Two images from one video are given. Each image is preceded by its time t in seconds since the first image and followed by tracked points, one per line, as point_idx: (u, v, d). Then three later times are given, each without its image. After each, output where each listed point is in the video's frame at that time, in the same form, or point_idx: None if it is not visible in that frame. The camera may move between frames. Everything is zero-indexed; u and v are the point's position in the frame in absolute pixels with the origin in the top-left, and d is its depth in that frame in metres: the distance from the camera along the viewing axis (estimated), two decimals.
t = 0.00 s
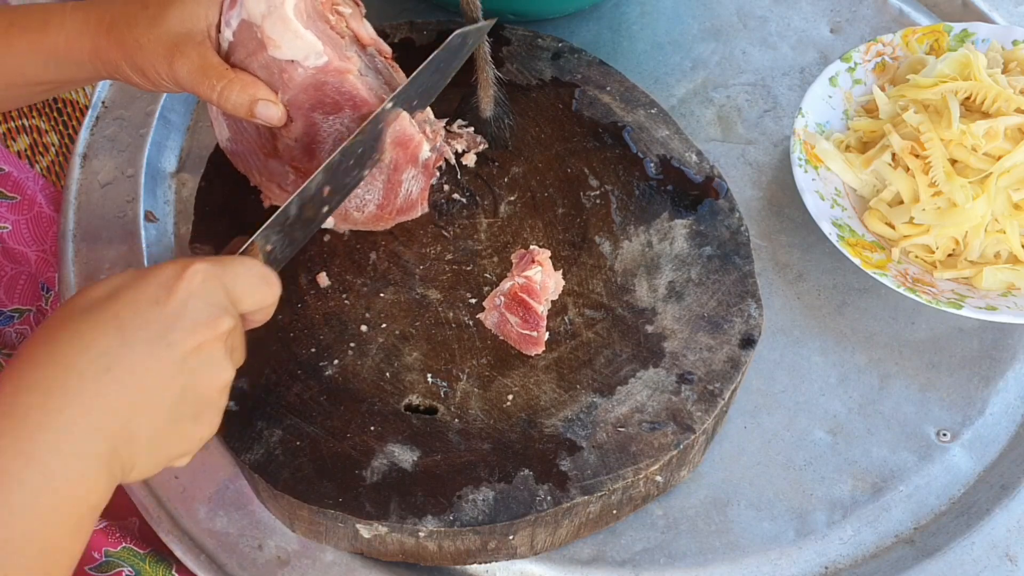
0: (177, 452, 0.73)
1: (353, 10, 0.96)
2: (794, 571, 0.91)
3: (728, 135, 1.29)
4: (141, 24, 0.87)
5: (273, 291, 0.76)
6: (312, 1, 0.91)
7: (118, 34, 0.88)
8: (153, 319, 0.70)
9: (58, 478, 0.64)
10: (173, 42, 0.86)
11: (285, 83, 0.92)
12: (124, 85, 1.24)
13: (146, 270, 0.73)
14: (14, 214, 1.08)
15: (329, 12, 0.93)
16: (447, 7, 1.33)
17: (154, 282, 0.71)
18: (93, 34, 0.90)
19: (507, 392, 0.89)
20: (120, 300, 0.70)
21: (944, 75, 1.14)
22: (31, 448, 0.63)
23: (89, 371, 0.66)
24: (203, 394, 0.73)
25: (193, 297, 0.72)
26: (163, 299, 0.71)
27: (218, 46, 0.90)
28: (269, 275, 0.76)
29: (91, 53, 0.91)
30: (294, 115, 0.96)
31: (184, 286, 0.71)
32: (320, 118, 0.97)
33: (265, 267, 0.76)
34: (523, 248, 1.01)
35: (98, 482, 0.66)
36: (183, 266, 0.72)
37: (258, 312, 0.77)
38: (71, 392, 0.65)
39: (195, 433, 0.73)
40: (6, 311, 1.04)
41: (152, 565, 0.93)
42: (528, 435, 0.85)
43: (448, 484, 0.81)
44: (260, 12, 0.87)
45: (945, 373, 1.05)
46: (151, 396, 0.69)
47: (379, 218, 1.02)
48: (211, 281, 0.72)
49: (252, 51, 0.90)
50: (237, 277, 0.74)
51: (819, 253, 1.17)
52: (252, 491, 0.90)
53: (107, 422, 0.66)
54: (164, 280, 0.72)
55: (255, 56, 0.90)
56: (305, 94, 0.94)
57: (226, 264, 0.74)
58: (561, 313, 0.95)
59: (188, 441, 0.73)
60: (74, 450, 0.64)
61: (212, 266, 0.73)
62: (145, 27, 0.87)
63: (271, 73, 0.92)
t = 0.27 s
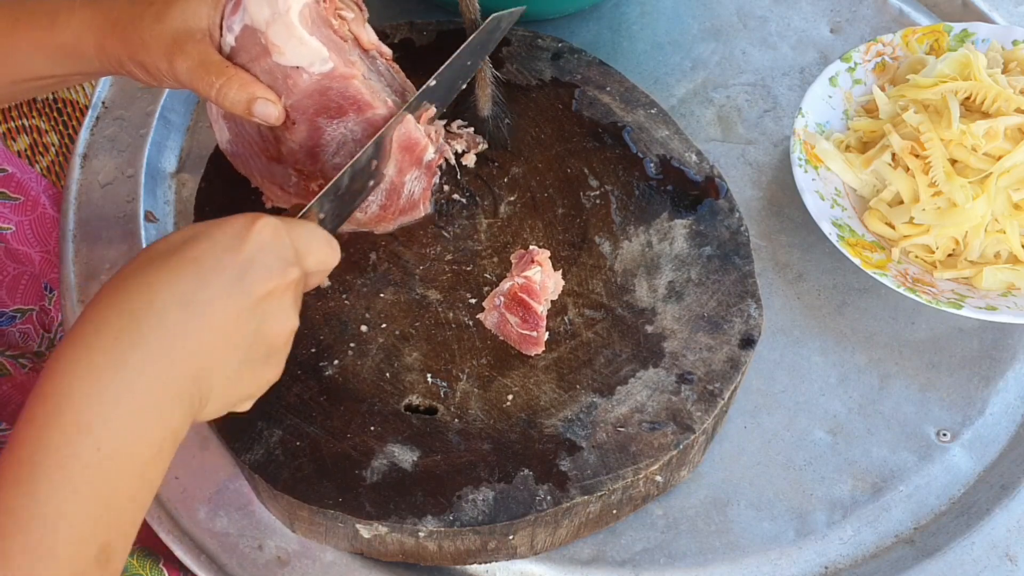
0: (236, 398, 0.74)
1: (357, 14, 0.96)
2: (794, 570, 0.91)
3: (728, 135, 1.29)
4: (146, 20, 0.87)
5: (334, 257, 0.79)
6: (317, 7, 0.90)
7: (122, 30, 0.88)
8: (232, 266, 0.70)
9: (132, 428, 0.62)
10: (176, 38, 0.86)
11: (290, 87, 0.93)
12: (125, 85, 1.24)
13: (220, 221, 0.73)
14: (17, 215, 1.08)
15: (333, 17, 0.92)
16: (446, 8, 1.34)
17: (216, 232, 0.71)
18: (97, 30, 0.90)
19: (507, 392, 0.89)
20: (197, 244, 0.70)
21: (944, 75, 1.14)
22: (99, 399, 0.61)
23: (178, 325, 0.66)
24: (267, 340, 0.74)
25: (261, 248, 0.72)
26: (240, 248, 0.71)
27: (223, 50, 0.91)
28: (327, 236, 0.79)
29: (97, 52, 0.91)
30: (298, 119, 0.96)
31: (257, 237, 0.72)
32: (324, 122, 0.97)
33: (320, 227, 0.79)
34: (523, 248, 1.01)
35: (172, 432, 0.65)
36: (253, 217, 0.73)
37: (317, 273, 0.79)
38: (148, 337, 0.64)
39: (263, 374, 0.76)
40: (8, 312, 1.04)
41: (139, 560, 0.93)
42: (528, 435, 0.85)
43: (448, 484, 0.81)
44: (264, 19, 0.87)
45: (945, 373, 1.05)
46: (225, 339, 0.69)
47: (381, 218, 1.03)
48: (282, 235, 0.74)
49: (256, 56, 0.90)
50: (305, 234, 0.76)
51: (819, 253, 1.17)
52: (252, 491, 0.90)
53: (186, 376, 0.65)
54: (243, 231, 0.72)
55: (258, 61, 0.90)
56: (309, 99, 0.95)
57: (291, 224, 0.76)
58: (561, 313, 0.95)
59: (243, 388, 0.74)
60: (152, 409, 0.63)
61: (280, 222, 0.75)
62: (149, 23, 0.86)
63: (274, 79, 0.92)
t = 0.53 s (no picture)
0: (99, 525, 0.69)
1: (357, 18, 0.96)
2: (794, 571, 0.91)
3: (728, 135, 1.29)
4: (150, 25, 0.87)
5: (221, 369, 0.76)
6: (318, 9, 0.90)
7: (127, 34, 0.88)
8: (99, 382, 0.67)
9: None
10: (179, 42, 0.86)
11: (286, 87, 0.92)
12: (125, 85, 1.24)
13: (98, 330, 0.71)
14: (15, 213, 1.07)
15: (333, 19, 0.93)
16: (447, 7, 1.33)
17: (89, 344, 0.69)
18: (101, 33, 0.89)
19: (507, 392, 0.89)
20: (70, 356, 0.67)
21: (944, 75, 1.14)
22: None
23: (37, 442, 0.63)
24: (139, 464, 0.70)
25: (139, 369, 0.69)
26: (112, 364, 0.68)
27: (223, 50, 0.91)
28: (211, 346, 0.76)
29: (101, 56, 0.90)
30: (295, 119, 0.96)
31: (131, 355, 0.69)
32: (321, 123, 0.97)
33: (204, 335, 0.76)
34: (523, 248, 1.01)
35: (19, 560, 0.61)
36: (133, 332, 0.71)
37: (202, 389, 0.76)
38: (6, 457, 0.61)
39: (127, 505, 0.70)
40: (7, 311, 1.03)
41: (140, 562, 0.93)
42: (528, 435, 0.85)
43: (449, 484, 0.81)
44: (265, 17, 0.87)
45: (945, 373, 1.05)
46: (84, 464, 0.65)
47: (375, 220, 1.03)
48: (163, 346, 0.72)
49: (255, 53, 0.90)
50: (188, 345, 0.73)
51: (819, 253, 1.17)
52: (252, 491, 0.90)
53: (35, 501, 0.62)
54: (118, 344, 0.70)
55: (258, 58, 0.90)
56: (306, 99, 0.94)
57: (177, 332, 0.73)
58: (561, 313, 0.95)
59: (109, 512, 0.69)
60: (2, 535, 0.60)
61: (162, 332, 0.72)
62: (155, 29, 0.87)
63: (272, 77, 0.92)
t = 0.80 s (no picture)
0: (141, 506, 0.69)
1: (376, 15, 0.96)
2: (794, 570, 0.91)
3: (728, 135, 1.29)
4: (162, 15, 0.86)
5: (249, 355, 0.77)
6: (337, 7, 0.91)
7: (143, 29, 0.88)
8: (137, 360, 0.68)
9: (21, 525, 0.59)
10: (189, 31, 0.85)
11: (304, 85, 0.93)
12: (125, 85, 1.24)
13: (131, 312, 0.72)
14: (17, 209, 1.08)
15: (352, 17, 0.93)
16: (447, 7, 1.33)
17: (124, 325, 0.69)
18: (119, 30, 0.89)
19: (507, 392, 0.89)
20: (106, 335, 0.68)
21: (944, 75, 1.14)
22: None
23: (80, 418, 0.63)
24: (177, 446, 0.71)
25: (173, 351, 0.70)
26: (149, 344, 0.69)
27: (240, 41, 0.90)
28: (238, 333, 0.77)
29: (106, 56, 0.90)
30: (309, 117, 0.96)
31: (165, 336, 0.70)
32: (334, 121, 0.97)
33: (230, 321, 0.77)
34: (523, 248, 1.01)
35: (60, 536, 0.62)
36: (166, 313, 0.72)
37: (230, 376, 0.76)
38: (48, 432, 0.62)
39: (165, 489, 0.71)
40: (9, 308, 1.04)
41: (156, 559, 0.95)
42: (528, 435, 0.85)
43: (449, 484, 0.81)
44: (284, 15, 0.88)
45: (945, 373, 1.05)
46: (125, 442, 0.66)
47: (381, 219, 1.03)
48: (194, 329, 0.73)
49: (271, 50, 0.90)
50: (217, 330, 0.75)
51: (819, 253, 1.17)
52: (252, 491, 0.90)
53: (79, 478, 0.63)
54: (153, 324, 0.71)
55: (274, 56, 0.90)
56: (322, 97, 0.95)
57: (206, 317, 0.75)
58: (561, 313, 0.95)
59: (147, 495, 0.69)
60: (43, 510, 0.60)
61: (191, 318, 0.73)
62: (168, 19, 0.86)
63: (289, 75, 0.92)
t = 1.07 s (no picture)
0: (278, 389, 0.70)
1: (358, 18, 0.96)
2: (794, 570, 0.91)
3: (728, 135, 1.29)
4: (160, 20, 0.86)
5: (355, 256, 0.77)
6: (320, 12, 0.91)
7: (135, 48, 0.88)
8: (266, 251, 0.67)
9: (185, 405, 0.57)
10: (178, 51, 0.86)
11: (295, 91, 0.93)
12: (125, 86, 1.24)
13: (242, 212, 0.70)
14: (12, 214, 1.08)
15: (335, 20, 0.93)
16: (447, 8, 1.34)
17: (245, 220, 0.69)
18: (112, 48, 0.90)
19: (507, 392, 0.89)
20: (230, 230, 0.67)
21: (944, 75, 1.14)
22: (156, 360, 0.56)
23: (225, 294, 0.62)
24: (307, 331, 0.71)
25: (293, 238, 0.70)
26: (273, 236, 0.69)
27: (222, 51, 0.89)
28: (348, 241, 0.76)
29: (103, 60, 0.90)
30: (303, 123, 0.96)
31: (287, 226, 0.70)
32: (328, 127, 0.97)
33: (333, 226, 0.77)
34: (523, 248, 1.01)
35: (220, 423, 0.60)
36: (281, 210, 0.71)
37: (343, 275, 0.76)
38: (206, 308, 0.61)
39: (301, 369, 0.72)
40: (8, 308, 1.07)
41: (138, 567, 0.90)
42: (528, 435, 0.85)
43: (448, 484, 0.81)
44: (268, 25, 0.87)
45: (945, 374, 1.05)
46: (269, 322, 0.66)
47: (383, 220, 1.02)
48: (311, 226, 0.72)
49: (259, 60, 0.90)
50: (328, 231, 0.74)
51: (819, 253, 1.17)
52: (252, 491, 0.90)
53: (233, 355, 0.61)
54: (273, 218, 0.70)
55: (262, 65, 0.90)
56: (314, 103, 0.95)
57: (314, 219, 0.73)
58: (561, 313, 0.95)
59: (281, 381, 0.69)
60: (209, 389, 0.58)
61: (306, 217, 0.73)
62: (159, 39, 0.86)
63: (278, 83, 0.92)
